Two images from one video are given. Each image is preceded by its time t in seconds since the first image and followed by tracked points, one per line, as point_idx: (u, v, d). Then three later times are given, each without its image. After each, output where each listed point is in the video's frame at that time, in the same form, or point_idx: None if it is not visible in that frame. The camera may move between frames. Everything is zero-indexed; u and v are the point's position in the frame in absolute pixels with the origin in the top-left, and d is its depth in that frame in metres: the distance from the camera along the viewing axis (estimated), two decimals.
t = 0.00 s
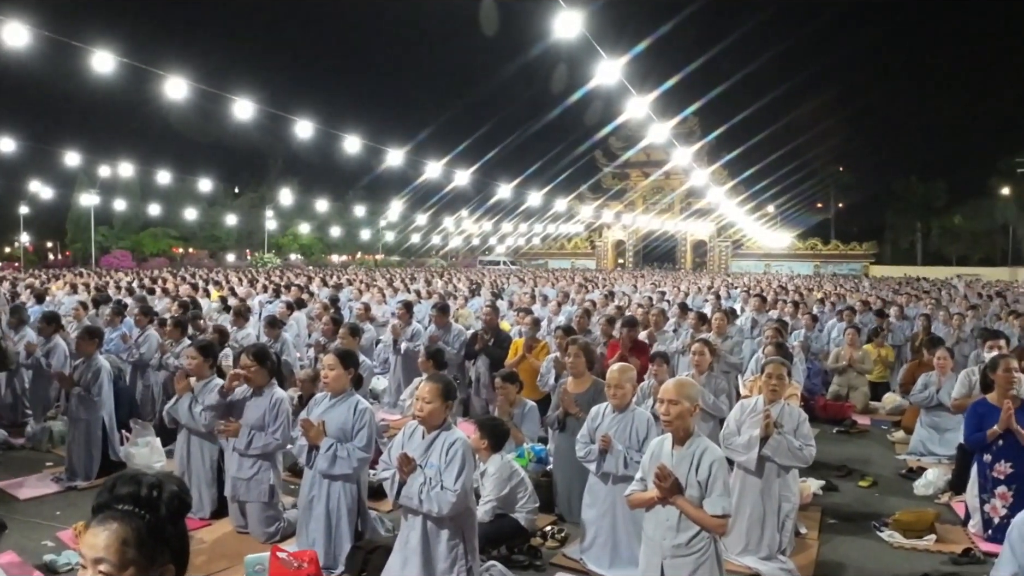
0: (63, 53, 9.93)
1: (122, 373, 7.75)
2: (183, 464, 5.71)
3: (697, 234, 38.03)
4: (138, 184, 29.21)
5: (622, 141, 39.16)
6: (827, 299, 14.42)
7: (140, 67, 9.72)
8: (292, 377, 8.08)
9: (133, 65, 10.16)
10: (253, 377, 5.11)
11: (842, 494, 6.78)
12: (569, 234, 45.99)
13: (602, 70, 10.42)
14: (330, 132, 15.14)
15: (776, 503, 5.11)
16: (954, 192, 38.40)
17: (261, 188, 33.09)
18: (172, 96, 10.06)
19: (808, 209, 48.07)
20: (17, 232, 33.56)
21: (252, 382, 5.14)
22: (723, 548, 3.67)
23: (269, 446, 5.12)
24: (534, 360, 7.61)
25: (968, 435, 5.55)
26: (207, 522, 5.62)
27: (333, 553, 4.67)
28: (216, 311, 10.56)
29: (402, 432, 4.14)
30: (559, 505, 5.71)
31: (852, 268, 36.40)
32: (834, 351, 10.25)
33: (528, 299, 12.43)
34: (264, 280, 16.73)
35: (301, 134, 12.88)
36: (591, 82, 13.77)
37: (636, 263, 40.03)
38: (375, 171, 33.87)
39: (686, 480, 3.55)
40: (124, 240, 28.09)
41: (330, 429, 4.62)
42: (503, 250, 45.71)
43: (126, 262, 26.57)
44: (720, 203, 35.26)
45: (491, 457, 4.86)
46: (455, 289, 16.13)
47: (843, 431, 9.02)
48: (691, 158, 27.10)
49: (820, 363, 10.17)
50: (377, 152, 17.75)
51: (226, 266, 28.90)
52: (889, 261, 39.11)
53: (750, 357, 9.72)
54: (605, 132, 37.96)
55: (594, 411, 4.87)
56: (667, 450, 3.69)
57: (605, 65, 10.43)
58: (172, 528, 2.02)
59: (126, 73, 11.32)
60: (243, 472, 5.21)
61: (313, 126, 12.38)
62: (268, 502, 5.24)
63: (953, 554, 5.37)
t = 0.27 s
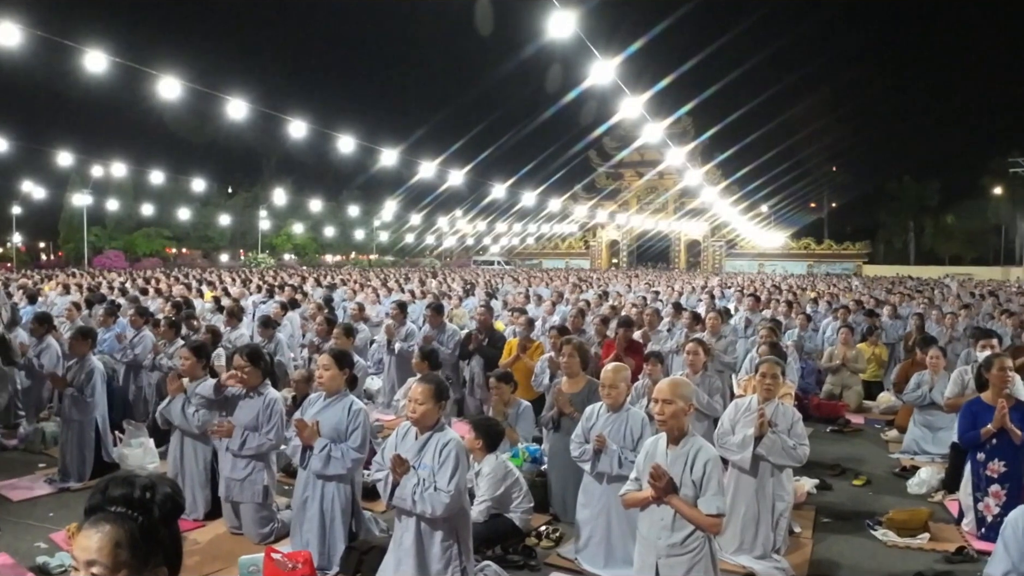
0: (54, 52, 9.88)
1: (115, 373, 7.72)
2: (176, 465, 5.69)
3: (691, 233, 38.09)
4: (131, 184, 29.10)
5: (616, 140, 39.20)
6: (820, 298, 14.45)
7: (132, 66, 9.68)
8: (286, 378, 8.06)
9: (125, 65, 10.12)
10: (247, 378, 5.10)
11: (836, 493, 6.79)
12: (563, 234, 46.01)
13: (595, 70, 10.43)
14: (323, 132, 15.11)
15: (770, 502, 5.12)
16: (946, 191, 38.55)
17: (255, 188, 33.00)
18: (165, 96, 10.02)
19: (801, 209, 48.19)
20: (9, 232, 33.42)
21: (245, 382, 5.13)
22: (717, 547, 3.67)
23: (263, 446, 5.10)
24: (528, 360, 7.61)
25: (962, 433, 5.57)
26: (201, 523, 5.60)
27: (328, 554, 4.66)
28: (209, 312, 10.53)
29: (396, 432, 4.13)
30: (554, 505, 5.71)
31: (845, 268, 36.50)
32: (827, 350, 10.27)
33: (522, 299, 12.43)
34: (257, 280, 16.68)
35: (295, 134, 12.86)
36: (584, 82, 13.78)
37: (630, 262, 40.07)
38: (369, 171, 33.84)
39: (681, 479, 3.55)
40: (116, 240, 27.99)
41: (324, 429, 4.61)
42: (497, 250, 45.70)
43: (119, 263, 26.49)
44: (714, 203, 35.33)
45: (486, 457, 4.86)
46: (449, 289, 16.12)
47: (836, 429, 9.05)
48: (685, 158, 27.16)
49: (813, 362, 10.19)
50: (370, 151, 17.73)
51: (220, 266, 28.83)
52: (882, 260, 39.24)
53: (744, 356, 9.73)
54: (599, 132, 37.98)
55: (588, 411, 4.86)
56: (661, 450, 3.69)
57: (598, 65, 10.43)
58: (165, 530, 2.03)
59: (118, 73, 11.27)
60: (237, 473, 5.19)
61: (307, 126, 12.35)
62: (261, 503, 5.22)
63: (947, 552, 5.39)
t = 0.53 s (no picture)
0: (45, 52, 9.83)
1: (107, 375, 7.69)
2: (168, 467, 5.67)
3: (684, 233, 38.15)
4: (123, 184, 29.01)
5: (609, 141, 39.25)
6: (813, 297, 14.49)
7: (124, 66, 9.64)
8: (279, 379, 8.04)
9: (116, 65, 10.07)
10: (240, 379, 5.09)
11: (829, 492, 6.82)
12: (557, 234, 46.03)
13: (589, 70, 10.43)
14: (316, 132, 15.08)
15: (764, 501, 5.13)
16: (938, 192, 38.72)
17: (248, 188, 32.92)
18: (157, 96, 9.99)
19: (794, 209, 48.31)
20: None
21: (238, 383, 5.11)
22: (711, 546, 3.68)
23: (256, 447, 5.09)
24: (522, 360, 7.61)
25: (954, 431, 5.59)
26: (194, 525, 5.58)
27: (321, 555, 4.65)
28: (202, 312, 10.49)
29: (389, 433, 4.12)
30: (547, 504, 5.71)
31: (837, 267, 36.61)
32: (820, 349, 10.31)
33: (516, 299, 12.43)
34: (251, 281, 16.66)
35: (288, 134, 12.84)
36: (577, 82, 13.78)
37: (623, 262, 40.10)
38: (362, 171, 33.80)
39: (674, 478, 3.56)
40: (108, 241, 27.90)
41: (317, 430, 4.60)
42: (491, 250, 45.69)
43: (111, 264, 26.42)
44: (707, 202, 35.42)
45: (480, 457, 4.86)
46: (443, 289, 16.12)
47: (829, 429, 9.08)
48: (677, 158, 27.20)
49: (806, 362, 10.22)
50: (364, 152, 17.72)
51: (212, 266, 28.75)
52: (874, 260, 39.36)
53: (737, 356, 9.75)
54: (592, 132, 38.01)
55: (581, 411, 4.87)
56: (655, 449, 3.69)
57: (591, 65, 10.44)
58: (156, 532, 2.01)
59: (109, 72, 11.23)
60: (230, 474, 5.17)
61: (300, 126, 12.34)
62: (254, 505, 5.21)
63: (940, 550, 5.41)
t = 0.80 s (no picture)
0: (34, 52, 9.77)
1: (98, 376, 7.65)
2: (159, 469, 5.65)
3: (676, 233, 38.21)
4: (113, 185, 28.86)
5: (601, 141, 39.28)
6: (805, 296, 14.51)
7: (114, 66, 9.59)
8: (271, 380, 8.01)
9: (105, 65, 10.02)
10: (231, 380, 5.06)
11: (821, 490, 6.84)
12: (549, 234, 46.03)
13: (580, 70, 10.42)
14: (306, 132, 15.04)
15: (756, 500, 5.14)
16: (927, 191, 38.91)
17: (239, 189, 32.80)
18: (147, 96, 9.94)
19: (785, 209, 48.44)
20: None
21: (228, 384, 5.09)
22: (703, 545, 3.68)
23: (247, 449, 5.07)
24: (514, 360, 7.61)
25: (944, 429, 5.61)
26: (185, 527, 5.55)
27: (313, 557, 4.64)
28: (193, 313, 10.45)
29: (381, 434, 4.11)
30: (540, 504, 5.71)
31: (828, 267, 36.72)
32: (812, 348, 10.33)
33: (508, 299, 12.42)
34: (242, 281, 16.61)
35: (279, 135, 12.80)
36: (569, 82, 13.77)
37: (615, 262, 40.12)
38: (353, 172, 33.74)
39: (666, 478, 3.56)
40: (98, 242, 27.76)
41: (308, 431, 4.59)
42: (483, 250, 45.65)
43: (101, 265, 26.29)
44: (698, 203, 35.48)
45: (472, 457, 4.86)
46: (435, 289, 16.08)
47: (821, 428, 9.10)
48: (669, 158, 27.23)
49: (798, 361, 10.24)
50: (355, 152, 17.69)
51: (203, 267, 28.64)
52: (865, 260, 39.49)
53: (729, 355, 9.77)
54: (584, 133, 38.02)
55: (573, 411, 4.87)
56: (646, 449, 3.69)
57: (583, 65, 10.43)
58: (146, 535, 2.00)
59: (98, 72, 11.16)
60: (222, 476, 5.15)
61: (291, 126, 12.30)
62: (246, 506, 5.19)
63: (931, 548, 5.44)
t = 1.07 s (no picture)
0: (23, 53, 9.71)
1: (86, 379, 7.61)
2: (149, 472, 5.62)
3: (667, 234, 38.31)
4: (102, 187, 28.72)
5: (592, 142, 39.34)
6: (795, 296, 14.58)
7: (103, 67, 9.55)
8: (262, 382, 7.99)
9: (94, 66, 9.97)
10: (220, 382, 5.04)
11: (811, 489, 6.87)
12: (540, 235, 46.06)
13: (571, 70, 10.44)
14: (297, 132, 15.00)
15: (747, 499, 5.16)
16: (916, 192, 39.13)
17: (229, 190, 32.68)
18: (136, 97, 9.89)
19: (776, 209, 48.62)
20: None
21: (218, 385, 5.08)
22: (694, 545, 3.70)
23: (236, 451, 5.04)
24: (506, 361, 7.61)
25: (932, 428, 5.64)
26: (175, 530, 5.53)
27: (304, 559, 4.63)
28: (183, 315, 10.41)
29: (372, 435, 4.11)
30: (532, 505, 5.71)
31: (818, 267, 36.88)
32: (801, 348, 10.38)
33: (499, 299, 12.43)
34: (232, 283, 16.56)
35: (269, 135, 12.77)
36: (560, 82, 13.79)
37: (607, 263, 40.18)
38: (344, 173, 33.68)
39: (657, 478, 3.57)
40: (88, 243, 27.61)
41: (299, 433, 4.58)
42: (474, 251, 45.65)
43: (90, 266, 26.16)
44: (689, 203, 35.59)
45: (464, 458, 4.85)
46: (426, 290, 16.08)
47: (811, 427, 9.15)
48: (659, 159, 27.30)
49: (788, 361, 10.29)
50: (346, 153, 17.66)
51: (194, 269, 28.52)
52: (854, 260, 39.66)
53: (720, 355, 9.80)
54: (575, 133, 38.05)
55: (565, 411, 4.87)
56: (638, 448, 3.70)
57: (574, 66, 10.45)
58: (137, 536, 2.00)
59: (87, 73, 11.11)
60: (212, 479, 5.13)
61: (282, 127, 12.27)
62: (237, 509, 5.17)
63: (921, 546, 5.48)
